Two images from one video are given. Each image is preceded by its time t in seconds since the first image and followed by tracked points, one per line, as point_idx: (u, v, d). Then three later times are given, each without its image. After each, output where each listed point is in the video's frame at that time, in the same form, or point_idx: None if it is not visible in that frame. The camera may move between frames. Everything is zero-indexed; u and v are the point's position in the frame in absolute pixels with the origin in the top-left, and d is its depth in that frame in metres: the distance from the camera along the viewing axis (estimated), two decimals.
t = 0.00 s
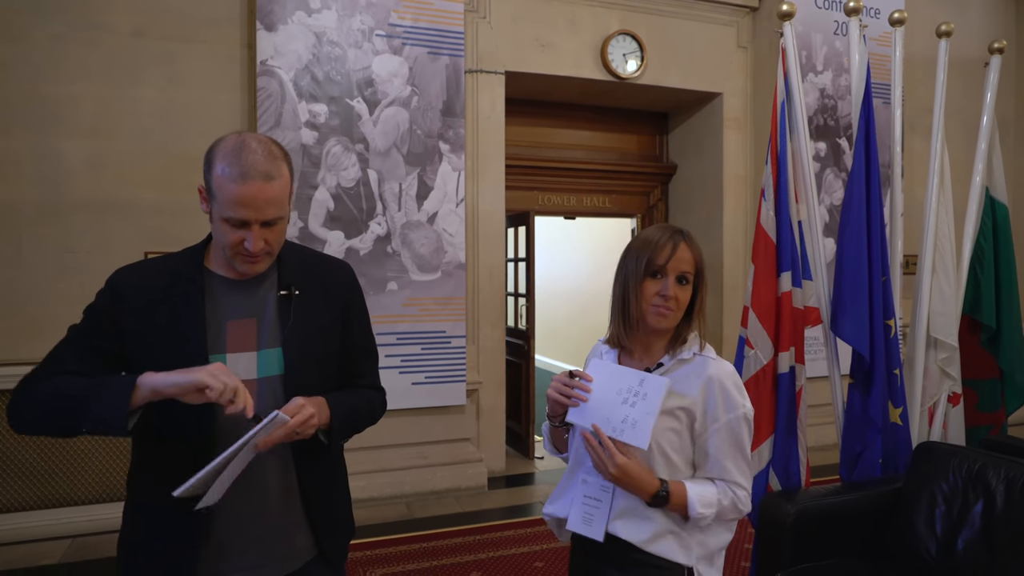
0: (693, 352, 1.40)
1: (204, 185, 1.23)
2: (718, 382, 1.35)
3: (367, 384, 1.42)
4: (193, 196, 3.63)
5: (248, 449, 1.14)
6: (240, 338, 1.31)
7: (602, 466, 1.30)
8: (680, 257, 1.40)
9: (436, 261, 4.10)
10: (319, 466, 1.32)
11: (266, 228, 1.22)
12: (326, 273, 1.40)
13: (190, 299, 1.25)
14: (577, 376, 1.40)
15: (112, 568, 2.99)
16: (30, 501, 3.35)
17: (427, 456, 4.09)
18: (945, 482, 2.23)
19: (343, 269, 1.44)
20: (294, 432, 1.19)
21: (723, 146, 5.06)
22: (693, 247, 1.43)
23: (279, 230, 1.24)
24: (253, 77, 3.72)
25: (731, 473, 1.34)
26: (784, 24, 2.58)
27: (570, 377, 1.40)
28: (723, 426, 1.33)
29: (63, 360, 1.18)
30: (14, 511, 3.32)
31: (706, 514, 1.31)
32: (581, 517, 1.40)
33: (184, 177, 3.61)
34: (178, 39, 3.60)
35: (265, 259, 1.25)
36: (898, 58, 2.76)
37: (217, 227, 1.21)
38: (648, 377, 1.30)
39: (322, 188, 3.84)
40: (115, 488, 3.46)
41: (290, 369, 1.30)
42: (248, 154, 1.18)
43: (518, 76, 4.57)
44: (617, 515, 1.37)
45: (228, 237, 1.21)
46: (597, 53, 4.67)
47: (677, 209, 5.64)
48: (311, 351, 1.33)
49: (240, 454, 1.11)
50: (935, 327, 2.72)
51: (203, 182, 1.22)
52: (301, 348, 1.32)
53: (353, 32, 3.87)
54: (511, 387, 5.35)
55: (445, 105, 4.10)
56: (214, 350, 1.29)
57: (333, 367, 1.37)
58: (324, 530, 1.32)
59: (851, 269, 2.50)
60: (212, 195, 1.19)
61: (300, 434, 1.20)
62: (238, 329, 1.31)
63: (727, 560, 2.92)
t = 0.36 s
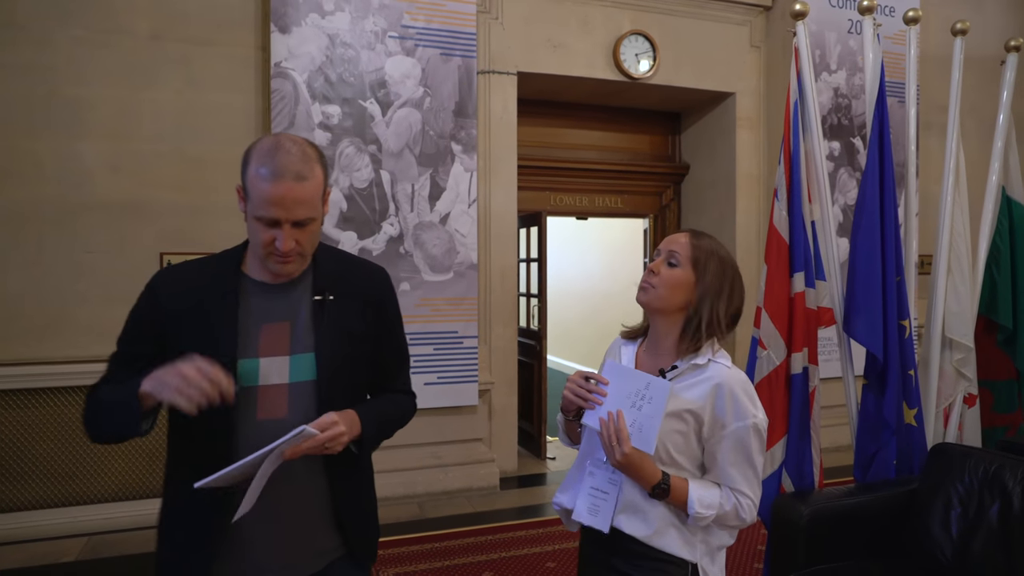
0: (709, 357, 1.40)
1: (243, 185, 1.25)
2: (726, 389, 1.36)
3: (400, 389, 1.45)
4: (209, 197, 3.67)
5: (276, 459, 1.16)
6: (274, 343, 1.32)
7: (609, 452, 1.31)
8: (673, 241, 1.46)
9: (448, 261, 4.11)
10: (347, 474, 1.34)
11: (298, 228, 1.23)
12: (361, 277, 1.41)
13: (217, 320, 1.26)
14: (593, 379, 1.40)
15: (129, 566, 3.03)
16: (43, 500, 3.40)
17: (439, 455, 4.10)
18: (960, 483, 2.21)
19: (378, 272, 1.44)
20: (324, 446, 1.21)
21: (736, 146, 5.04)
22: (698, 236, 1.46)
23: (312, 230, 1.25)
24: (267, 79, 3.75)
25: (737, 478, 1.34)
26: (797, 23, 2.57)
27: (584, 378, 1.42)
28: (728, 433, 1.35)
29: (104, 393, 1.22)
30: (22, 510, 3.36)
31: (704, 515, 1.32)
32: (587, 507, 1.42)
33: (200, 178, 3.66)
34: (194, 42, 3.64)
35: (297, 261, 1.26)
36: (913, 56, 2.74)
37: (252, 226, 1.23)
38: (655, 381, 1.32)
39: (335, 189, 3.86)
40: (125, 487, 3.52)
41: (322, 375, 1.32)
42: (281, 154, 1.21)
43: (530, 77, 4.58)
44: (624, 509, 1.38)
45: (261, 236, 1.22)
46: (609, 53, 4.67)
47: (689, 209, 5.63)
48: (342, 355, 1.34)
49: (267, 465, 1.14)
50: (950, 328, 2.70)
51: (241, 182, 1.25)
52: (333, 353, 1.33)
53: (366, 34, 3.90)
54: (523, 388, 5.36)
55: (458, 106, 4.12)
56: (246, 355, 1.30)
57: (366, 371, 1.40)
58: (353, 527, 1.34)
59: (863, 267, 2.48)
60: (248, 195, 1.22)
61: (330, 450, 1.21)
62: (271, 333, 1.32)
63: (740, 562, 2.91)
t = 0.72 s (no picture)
0: (709, 356, 1.40)
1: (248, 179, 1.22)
2: (738, 386, 1.36)
3: (430, 391, 1.41)
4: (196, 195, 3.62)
5: (280, 459, 1.16)
6: (293, 338, 1.32)
7: (631, 473, 1.30)
8: (662, 240, 1.43)
9: (438, 260, 4.09)
10: (368, 480, 1.31)
11: (304, 219, 1.20)
12: (387, 275, 1.37)
13: (262, 312, 1.27)
14: (595, 393, 1.39)
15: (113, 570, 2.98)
16: (25, 503, 3.34)
17: (428, 456, 4.08)
18: (950, 482, 2.22)
19: (408, 269, 1.40)
20: (331, 454, 1.19)
21: (725, 147, 5.06)
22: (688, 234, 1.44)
23: (319, 222, 1.22)
24: (256, 76, 3.71)
25: (752, 474, 1.36)
26: (790, 23, 2.58)
27: (585, 393, 1.41)
28: (742, 428, 1.35)
29: (143, 346, 1.22)
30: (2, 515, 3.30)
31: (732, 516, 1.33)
32: (603, 522, 1.41)
33: (186, 176, 3.61)
34: (180, 38, 3.59)
35: (307, 255, 1.23)
36: (903, 57, 2.76)
37: (259, 221, 1.21)
38: (664, 392, 1.30)
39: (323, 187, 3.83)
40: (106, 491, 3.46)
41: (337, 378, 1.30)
42: (284, 145, 1.18)
43: (521, 75, 4.56)
44: (642, 522, 1.37)
45: (267, 231, 1.20)
46: (600, 53, 4.67)
47: (679, 208, 5.64)
48: (360, 357, 1.32)
49: (268, 463, 1.14)
50: (939, 327, 2.71)
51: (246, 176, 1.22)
52: (352, 354, 1.31)
53: (356, 31, 3.87)
54: (512, 387, 5.35)
55: (448, 104, 4.10)
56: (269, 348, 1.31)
57: (391, 372, 1.37)
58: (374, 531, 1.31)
59: (854, 267, 2.50)
60: (253, 188, 1.19)
61: (337, 459, 1.19)
62: (288, 332, 1.32)
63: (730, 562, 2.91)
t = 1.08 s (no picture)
0: (710, 363, 1.30)
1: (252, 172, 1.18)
2: (745, 391, 1.27)
3: (429, 395, 1.38)
4: (163, 190, 3.51)
5: (277, 463, 1.12)
6: (287, 339, 1.28)
7: (653, 514, 1.17)
8: (656, 244, 1.30)
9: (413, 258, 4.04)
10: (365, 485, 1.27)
11: (313, 213, 1.16)
12: (386, 276, 1.34)
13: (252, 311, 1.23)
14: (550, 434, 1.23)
15: None
16: None
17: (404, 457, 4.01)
18: (927, 478, 2.25)
19: (408, 270, 1.37)
20: (331, 459, 1.14)
21: (700, 146, 5.08)
22: (678, 234, 1.32)
23: (325, 215, 1.18)
24: (226, 69, 3.61)
25: (766, 486, 1.27)
26: (770, 22, 2.59)
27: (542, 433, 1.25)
28: (755, 437, 1.25)
29: (114, 345, 1.19)
30: None
31: (754, 538, 1.24)
32: (608, 566, 1.25)
33: (153, 172, 3.49)
34: (147, 29, 3.47)
35: (313, 251, 1.18)
36: (880, 58, 2.79)
37: (263, 214, 1.16)
38: (674, 412, 1.18)
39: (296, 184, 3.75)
40: (67, 497, 3.32)
41: (333, 381, 1.25)
42: (291, 136, 1.14)
43: (497, 72, 4.52)
44: (656, 560, 1.25)
45: (272, 224, 1.16)
46: (576, 51, 4.65)
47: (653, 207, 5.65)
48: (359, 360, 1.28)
49: (264, 470, 1.10)
50: (914, 325, 2.75)
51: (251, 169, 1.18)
52: (349, 356, 1.27)
53: (330, 25, 3.79)
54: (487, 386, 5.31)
55: (424, 100, 4.04)
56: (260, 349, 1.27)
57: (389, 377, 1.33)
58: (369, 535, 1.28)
59: (833, 265, 2.52)
60: (259, 180, 1.16)
61: (336, 465, 1.15)
62: (284, 332, 1.28)
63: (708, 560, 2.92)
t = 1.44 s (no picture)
0: (718, 368, 1.23)
1: (212, 166, 1.12)
2: (758, 400, 1.20)
3: (389, 398, 1.33)
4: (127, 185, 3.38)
5: (249, 463, 1.06)
6: (242, 340, 1.21)
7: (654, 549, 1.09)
8: (654, 238, 1.23)
9: (388, 257, 3.95)
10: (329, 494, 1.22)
11: (280, 209, 1.10)
12: (345, 275, 1.28)
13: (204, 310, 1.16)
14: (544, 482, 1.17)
15: None
16: None
17: (378, 459, 3.93)
18: (905, 477, 2.25)
19: (366, 267, 1.31)
20: (302, 461, 1.10)
21: (675, 145, 5.09)
22: (675, 225, 1.25)
23: (292, 211, 1.12)
24: (193, 61, 3.49)
25: (779, 506, 1.20)
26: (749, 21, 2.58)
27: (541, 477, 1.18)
28: (767, 449, 1.19)
29: (61, 356, 1.11)
30: None
31: (770, 565, 1.15)
32: None
33: (115, 166, 3.36)
34: (108, 19, 3.33)
35: (274, 248, 1.12)
36: (856, 59, 2.80)
37: (224, 210, 1.09)
38: (671, 434, 1.10)
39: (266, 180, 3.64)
40: (25, 505, 3.17)
41: (291, 382, 1.20)
42: (257, 126, 1.09)
43: (473, 69, 4.46)
44: None
45: (233, 219, 1.09)
46: (552, 48, 4.61)
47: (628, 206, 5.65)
48: (316, 362, 1.22)
49: (238, 468, 1.05)
50: (890, 325, 2.77)
51: (211, 163, 1.11)
52: (307, 357, 1.21)
53: (301, 18, 3.69)
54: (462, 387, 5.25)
55: (399, 97, 3.96)
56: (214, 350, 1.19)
57: (348, 379, 1.27)
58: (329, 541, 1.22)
59: (813, 263, 2.53)
60: (220, 173, 1.09)
61: (307, 468, 1.10)
62: (239, 331, 1.21)
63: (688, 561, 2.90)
